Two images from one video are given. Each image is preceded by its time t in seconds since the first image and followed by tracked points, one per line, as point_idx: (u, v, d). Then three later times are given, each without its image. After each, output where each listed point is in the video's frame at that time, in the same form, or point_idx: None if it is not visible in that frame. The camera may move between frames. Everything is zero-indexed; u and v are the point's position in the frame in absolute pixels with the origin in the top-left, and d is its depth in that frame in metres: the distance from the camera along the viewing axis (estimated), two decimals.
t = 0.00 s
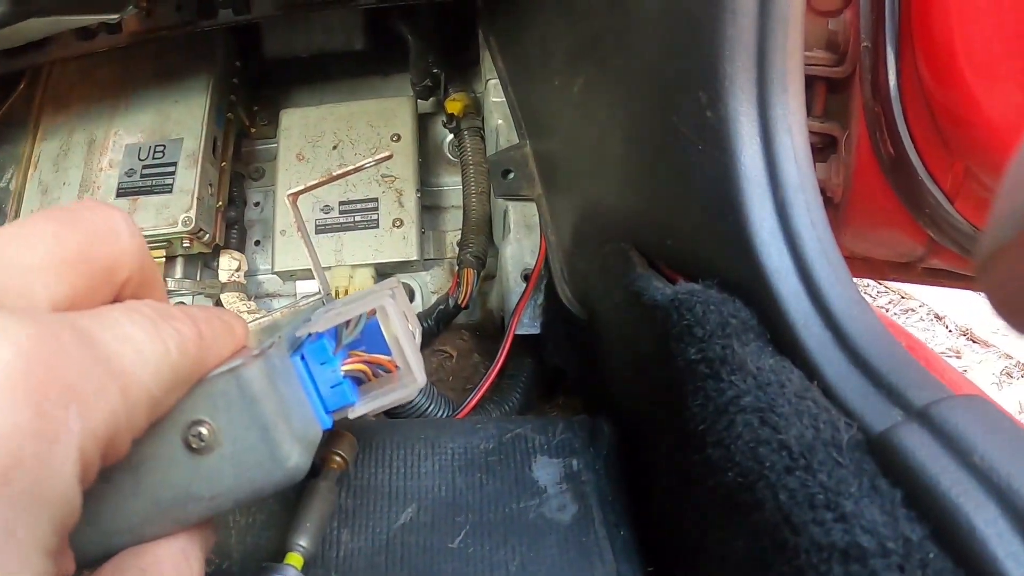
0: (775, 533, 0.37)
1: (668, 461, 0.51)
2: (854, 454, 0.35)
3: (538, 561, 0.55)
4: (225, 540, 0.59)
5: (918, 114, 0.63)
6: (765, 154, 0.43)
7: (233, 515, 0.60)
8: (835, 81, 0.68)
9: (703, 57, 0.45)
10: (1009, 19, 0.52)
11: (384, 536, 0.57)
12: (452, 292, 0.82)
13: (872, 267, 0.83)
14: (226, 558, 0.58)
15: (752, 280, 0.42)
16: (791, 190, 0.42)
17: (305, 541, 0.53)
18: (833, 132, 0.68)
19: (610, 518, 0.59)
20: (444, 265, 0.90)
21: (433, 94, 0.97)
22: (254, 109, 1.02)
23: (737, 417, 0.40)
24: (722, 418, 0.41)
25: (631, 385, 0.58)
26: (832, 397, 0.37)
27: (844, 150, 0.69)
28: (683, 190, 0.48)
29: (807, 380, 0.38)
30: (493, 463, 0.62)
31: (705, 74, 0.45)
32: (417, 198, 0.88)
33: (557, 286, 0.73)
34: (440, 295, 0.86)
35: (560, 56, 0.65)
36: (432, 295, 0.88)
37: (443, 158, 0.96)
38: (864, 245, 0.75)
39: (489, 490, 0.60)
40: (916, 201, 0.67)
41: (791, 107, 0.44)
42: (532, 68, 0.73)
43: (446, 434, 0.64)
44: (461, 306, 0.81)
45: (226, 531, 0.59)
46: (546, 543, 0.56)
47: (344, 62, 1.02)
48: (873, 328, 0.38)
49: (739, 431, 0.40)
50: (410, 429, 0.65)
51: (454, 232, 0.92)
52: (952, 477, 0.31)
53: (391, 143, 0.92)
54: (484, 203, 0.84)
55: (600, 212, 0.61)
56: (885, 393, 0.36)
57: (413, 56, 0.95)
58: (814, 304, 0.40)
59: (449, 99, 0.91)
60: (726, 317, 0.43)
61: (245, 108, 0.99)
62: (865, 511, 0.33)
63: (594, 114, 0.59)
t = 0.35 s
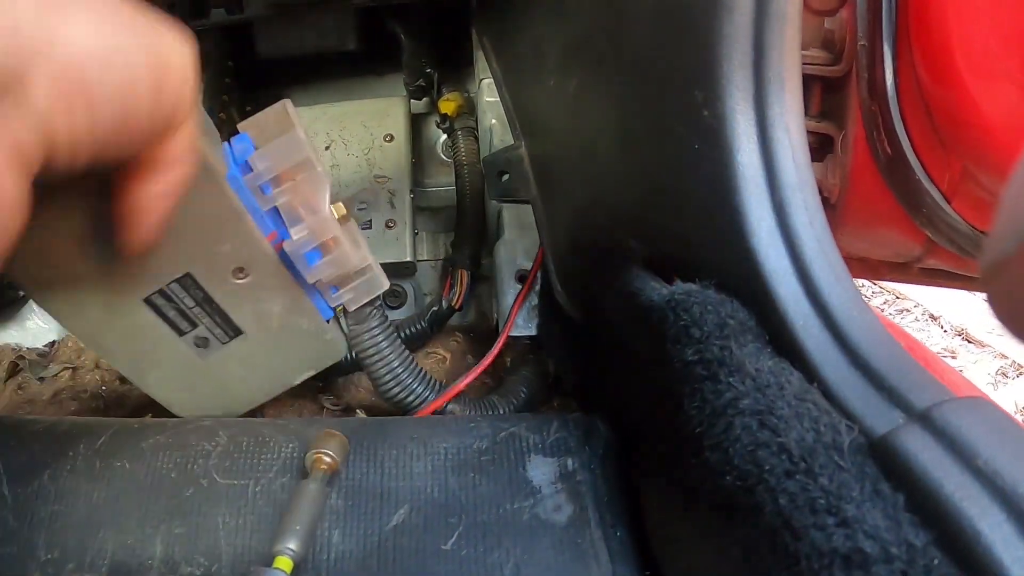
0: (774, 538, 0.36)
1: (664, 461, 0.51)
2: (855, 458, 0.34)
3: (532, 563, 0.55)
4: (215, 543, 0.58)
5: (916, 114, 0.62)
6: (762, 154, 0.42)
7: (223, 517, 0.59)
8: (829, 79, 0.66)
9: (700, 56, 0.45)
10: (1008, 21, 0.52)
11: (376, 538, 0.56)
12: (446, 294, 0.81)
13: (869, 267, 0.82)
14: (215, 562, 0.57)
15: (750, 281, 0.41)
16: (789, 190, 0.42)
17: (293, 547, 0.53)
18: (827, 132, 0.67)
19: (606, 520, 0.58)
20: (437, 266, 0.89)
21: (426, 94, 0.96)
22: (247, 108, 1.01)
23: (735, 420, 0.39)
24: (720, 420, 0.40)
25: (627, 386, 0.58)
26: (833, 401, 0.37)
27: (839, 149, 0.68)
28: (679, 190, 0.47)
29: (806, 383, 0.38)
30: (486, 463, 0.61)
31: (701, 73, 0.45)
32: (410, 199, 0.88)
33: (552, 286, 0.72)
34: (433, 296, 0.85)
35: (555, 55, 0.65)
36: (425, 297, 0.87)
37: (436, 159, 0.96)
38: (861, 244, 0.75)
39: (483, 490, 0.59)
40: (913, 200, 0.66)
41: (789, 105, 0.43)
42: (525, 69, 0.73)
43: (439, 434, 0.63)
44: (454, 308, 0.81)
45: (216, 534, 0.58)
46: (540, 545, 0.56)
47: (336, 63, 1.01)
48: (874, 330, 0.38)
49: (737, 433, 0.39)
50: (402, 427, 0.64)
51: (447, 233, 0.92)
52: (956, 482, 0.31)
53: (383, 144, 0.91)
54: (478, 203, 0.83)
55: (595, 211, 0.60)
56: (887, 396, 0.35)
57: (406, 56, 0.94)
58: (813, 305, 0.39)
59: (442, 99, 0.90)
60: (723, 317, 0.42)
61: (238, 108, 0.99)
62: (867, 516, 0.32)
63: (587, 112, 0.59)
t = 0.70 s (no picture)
0: (768, 539, 0.37)
1: (658, 462, 0.51)
2: (849, 459, 0.34)
3: (527, 564, 0.55)
4: (210, 545, 0.58)
5: (909, 113, 0.62)
6: (755, 154, 0.42)
7: (218, 518, 0.59)
8: (824, 79, 0.67)
9: (693, 57, 0.44)
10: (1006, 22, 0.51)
11: (370, 539, 0.56)
12: (441, 295, 0.81)
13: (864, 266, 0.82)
14: (209, 563, 0.57)
15: (745, 283, 0.41)
16: (782, 190, 0.42)
17: (286, 548, 0.53)
18: (822, 132, 0.68)
19: (601, 521, 0.58)
20: (432, 267, 0.89)
21: (420, 95, 0.95)
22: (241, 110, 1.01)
23: (729, 422, 0.39)
24: (713, 422, 0.40)
25: (621, 388, 0.58)
26: (828, 403, 0.37)
27: (834, 150, 0.68)
28: (673, 192, 0.47)
29: (800, 385, 0.38)
30: (481, 462, 0.61)
31: (695, 74, 0.44)
32: (405, 200, 0.88)
33: (546, 287, 0.72)
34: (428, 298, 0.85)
35: (549, 56, 0.65)
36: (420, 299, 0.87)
37: (431, 160, 0.95)
38: (856, 243, 0.75)
39: (477, 490, 0.59)
40: (908, 199, 0.66)
41: (782, 105, 0.43)
42: (520, 70, 0.73)
43: (433, 433, 0.63)
44: (449, 309, 0.80)
45: (211, 535, 0.58)
46: (534, 546, 0.56)
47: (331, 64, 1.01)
48: (868, 331, 0.38)
49: (730, 435, 0.39)
50: (396, 427, 0.63)
51: (442, 234, 0.92)
52: (950, 484, 0.30)
53: (378, 145, 0.91)
54: (473, 205, 0.83)
55: (589, 212, 0.60)
56: (881, 398, 0.35)
57: (400, 57, 0.94)
58: (807, 306, 0.39)
59: (437, 100, 0.90)
60: (717, 319, 0.42)
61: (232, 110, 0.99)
62: (861, 518, 0.32)
63: (581, 113, 0.59)
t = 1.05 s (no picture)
0: (763, 540, 0.37)
1: (656, 465, 0.51)
2: (844, 462, 0.35)
3: (527, 565, 0.55)
4: (210, 547, 0.58)
5: (905, 117, 0.63)
6: (751, 160, 0.43)
7: (218, 520, 0.60)
8: (821, 83, 0.68)
9: (690, 63, 0.45)
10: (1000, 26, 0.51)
11: (370, 540, 0.56)
12: (442, 298, 0.82)
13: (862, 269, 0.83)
14: (210, 565, 0.57)
15: (741, 287, 0.42)
16: (778, 195, 0.42)
17: (287, 551, 0.54)
18: (820, 136, 0.69)
19: (601, 523, 0.58)
20: (432, 272, 0.89)
21: (420, 100, 0.96)
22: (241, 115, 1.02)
23: (726, 424, 0.40)
24: (710, 425, 0.41)
25: (619, 390, 0.58)
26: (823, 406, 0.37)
27: (830, 154, 0.69)
28: (670, 198, 0.48)
29: (796, 388, 0.38)
30: (480, 462, 0.62)
31: (691, 80, 0.45)
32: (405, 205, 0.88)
33: (544, 290, 0.73)
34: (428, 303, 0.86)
35: (547, 62, 0.65)
36: (420, 303, 0.88)
37: (431, 164, 0.96)
38: (853, 247, 0.75)
39: (477, 490, 0.60)
40: (904, 203, 0.66)
41: (778, 110, 0.43)
42: (518, 76, 0.73)
43: (434, 433, 0.63)
44: (449, 313, 0.81)
45: (211, 538, 0.59)
46: (534, 547, 0.56)
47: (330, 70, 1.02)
48: (863, 335, 0.38)
49: (727, 438, 0.40)
50: (396, 428, 0.64)
51: (442, 238, 0.92)
52: (942, 486, 0.31)
53: (378, 150, 0.91)
54: (472, 209, 0.83)
55: (587, 216, 0.60)
56: (876, 401, 0.36)
57: (399, 63, 0.95)
58: (803, 310, 0.40)
59: (436, 106, 0.91)
60: (713, 323, 0.43)
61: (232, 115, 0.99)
62: (855, 519, 0.33)
63: (578, 118, 0.59)
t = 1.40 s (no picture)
0: (766, 540, 0.37)
1: (657, 465, 0.51)
2: (847, 461, 0.35)
3: (528, 568, 0.55)
4: (211, 549, 0.58)
5: (906, 115, 0.62)
6: (753, 157, 0.43)
7: (219, 522, 0.59)
8: (823, 82, 0.68)
9: (692, 61, 0.45)
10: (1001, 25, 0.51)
11: (371, 543, 0.56)
12: (442, 301, 0.81)
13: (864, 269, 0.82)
14: (211, 567, 0.57)
15: (743, 286, 0.42)
16: (780, 194, 0.42)
17: (288, 552, 0.53)
18: (820, 135, 0.69)
19: (602, 525, 0.58)
20: (432, 271, 0.89)
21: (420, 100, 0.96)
22: (240, 116, 1.02)
23: (727, 423, 0.40)
24: (712, 424, 0.41)
25: (618, 390, 0.58)
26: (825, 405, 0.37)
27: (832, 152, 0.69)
28: (671, 197, 0.48)
29: (799, 387, 0.38)
30: (482, 466, 0.61)
31: (693, 78, 0.45)
32: (405, 205, 0.88)
33: (544, 289, 0.72)
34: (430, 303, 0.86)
35: (547, 61, 0.65)
36: (420, 303, 0.87)
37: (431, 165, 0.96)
38: (855, 246, 0.75)
39: (478, 494, 0.59)
40: (906, 202, 0.66)
41: (780, 109, 0.43)
42: (518, 75, 0.73)
43: (434, 436, 0.63)
44: (451, 314, 0.80)
45: (212, 539, 0.58)
46: (535, 550, 0.56)
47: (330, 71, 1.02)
48: (866, 334, 0.38)
49: (729, 437, 0.40)
50: (397, 430, 0.63)
51: (442, 238, 0.92)
52: (946, 485, 0.31)
53: (377, 150, 0.91)
54: (472, 209, 0.84)
55: (586, 217, 0.60)
56: (879, 400, 0.35)
57: (400, 63, 0.95)
58: (805, 309, 0.39)
59: (436, 106, 0.91)
60: (716, 323, 0.43)
61: (231, 115, 0.99)
62: (859, 519, 0.33)
63: (577, 118, 0.60)
